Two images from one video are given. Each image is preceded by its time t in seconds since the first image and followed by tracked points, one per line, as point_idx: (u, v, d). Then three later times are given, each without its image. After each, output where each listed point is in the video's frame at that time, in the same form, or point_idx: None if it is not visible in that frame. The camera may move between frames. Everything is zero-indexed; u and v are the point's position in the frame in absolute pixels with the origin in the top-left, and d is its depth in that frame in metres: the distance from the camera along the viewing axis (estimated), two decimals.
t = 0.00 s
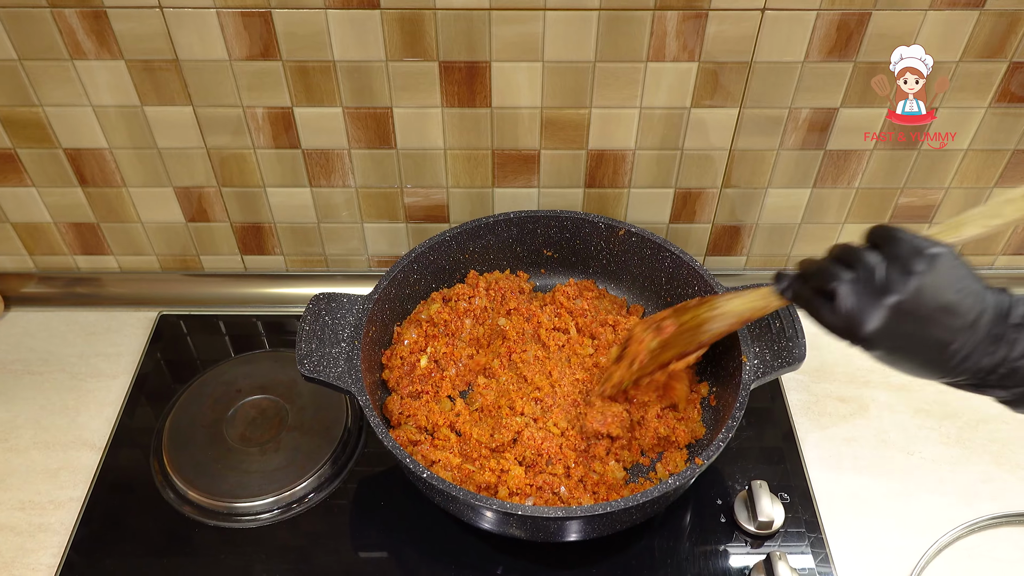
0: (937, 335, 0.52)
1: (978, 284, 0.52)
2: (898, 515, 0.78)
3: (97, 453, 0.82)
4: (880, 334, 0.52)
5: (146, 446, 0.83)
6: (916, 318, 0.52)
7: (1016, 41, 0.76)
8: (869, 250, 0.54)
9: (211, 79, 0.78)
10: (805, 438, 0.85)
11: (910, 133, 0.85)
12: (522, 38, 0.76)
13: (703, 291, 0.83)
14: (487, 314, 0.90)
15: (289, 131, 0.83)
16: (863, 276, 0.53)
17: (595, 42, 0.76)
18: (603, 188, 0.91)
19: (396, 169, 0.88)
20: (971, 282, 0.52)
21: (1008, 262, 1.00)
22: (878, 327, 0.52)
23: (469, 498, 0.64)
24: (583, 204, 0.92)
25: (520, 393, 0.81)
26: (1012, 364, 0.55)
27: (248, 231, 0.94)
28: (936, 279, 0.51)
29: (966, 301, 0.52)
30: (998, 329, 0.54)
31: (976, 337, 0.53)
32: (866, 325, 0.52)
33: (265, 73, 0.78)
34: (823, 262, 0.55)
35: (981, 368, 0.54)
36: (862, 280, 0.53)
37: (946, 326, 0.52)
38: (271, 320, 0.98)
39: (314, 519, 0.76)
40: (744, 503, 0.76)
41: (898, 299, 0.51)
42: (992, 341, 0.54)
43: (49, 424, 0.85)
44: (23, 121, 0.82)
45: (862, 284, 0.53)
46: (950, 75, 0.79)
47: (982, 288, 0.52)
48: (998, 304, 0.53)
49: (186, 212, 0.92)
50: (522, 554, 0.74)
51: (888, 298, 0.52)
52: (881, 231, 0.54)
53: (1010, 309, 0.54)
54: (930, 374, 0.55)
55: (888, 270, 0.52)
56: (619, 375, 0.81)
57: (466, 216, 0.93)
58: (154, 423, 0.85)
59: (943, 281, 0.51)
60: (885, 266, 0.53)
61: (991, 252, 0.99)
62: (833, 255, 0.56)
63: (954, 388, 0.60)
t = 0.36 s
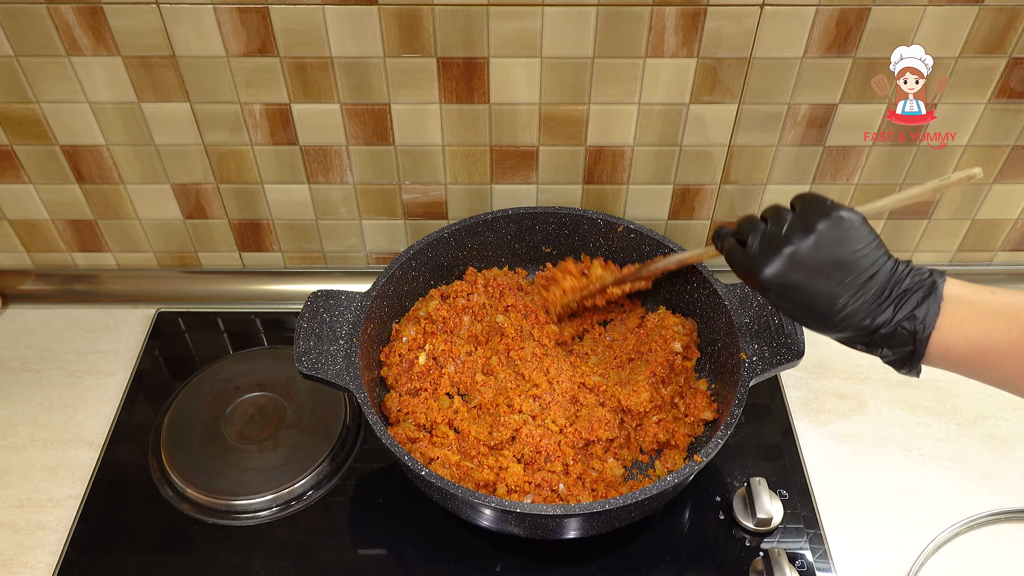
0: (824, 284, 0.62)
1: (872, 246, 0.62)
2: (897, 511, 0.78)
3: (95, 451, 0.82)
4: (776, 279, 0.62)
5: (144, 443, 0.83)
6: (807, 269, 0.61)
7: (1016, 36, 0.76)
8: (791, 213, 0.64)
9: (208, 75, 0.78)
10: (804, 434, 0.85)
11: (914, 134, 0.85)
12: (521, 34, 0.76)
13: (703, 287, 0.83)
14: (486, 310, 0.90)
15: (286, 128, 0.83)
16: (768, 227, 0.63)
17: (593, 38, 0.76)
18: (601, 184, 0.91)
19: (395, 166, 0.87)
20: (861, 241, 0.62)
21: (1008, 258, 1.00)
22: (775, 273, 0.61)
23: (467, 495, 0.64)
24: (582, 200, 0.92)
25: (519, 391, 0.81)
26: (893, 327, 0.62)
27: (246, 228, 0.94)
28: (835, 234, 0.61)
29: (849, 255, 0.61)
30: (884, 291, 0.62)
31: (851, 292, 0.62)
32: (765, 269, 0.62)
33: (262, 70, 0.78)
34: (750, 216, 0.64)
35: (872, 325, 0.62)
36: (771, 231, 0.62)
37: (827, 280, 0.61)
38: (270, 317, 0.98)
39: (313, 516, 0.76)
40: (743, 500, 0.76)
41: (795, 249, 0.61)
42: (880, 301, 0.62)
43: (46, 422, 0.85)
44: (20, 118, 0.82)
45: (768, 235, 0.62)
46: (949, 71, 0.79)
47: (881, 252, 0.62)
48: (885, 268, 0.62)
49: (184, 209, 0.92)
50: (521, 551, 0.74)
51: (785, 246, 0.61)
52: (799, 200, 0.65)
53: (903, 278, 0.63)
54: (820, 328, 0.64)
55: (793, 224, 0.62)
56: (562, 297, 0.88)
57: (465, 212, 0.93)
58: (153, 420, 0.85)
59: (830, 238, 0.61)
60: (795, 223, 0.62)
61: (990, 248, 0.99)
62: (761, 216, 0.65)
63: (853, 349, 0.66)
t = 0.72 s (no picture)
0: (728, 279, 0.64)
1: (770, 240, 0.64)
2: (901, 512, 0.78)
3: (99, 453, 0.82)
4: (683, 279, 0.65)
5: (148, 445, 0.83)
6: (710, 266, 0.65)
7: (1018, 36, 0.76)
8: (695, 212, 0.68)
9: (211, 78, 0.78)
10: (807, 435, 0.85)
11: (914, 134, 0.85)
12: (523, 36, 0.76)
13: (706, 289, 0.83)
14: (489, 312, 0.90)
15: (289, 130, 0.83)
16: (676, 229, 0.67)
17: (595, 40, 0.76)
18: (604, 186, 0.91)
19: (397, 168, 0.87)
20: (762, 236, 0.64)
21: (1010, 258, 1.00)
22: (682, 273, 0.65)
23: (471, 496, 0.64)
24: (584, 201, 0.92)
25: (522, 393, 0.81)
26: (796, 318, 0.63)
27: (249, 230, 0.94)
28: (736, 231, 0.65)
29: (750, 249, 0.64)
30: (789, 284, 0.63)
31: (755, 287, 0.64)
32: (673, 270, 0.66)
33: (265, 72, 0.78)
34: (658, 219, 0.69)
35: (786, 317, 0.63)
36: (676, 233, 0.67)
37: (733, 275, 0.64)
38: (273, 319, 0.98)
39: (317, 517, 0.76)
40: (746, 501, 0.76)
41: (697, 249, 0.65)
42: (788, 291, 0.63)
43: (50, 424, 0.85)
44: (23, 121, 0.82)
45: (675, 236, 0.66)
46: (951, 71, 0.79)
47: (784, 243, 0.64)
48: (785, 260, 0.64)
49: (186, 211, 0.92)
50: (525, 553, 0.74)
51: (689, 246, 0.65)
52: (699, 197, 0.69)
53: (804, 269, 0.64)
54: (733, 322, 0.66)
55: (695, 223, 0.66)
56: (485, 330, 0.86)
57: (468, 214, 0.93)
58: (157, 422, 0.85)
59: (727, 236, 0.65)
60: (696, 222, 0.66)
61: (993, 249, 0.98)
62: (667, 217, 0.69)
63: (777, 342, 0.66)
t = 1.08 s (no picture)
0: (739, 345, 0.59)
1: (778, 296, 0.59)
2: (892, 502, 0.78)
3: (90, 446, 0.82)
4: (695, 350, 0.60)
5: (139, 438, 0.82)
6: (724, 334, 0.59)
7: (1012, 25, 0.76)
8: (692, 274, 0.62)
9: (200, 69, 0.78)
10: (799, 426, 0.85)
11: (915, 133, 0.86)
12: (514, 25, 0.75)
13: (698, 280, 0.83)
14: (480, 304, 0.90)
15: (279, 120, 0.83)
16: (674, 298, 0.61)
17: (587, 30, 0.76)
18: (596, 177, 0.90)
19: (389, 159, 0.87)
20: (766, 293, 0.59)
21: (1002, 249, 1.00)
22: (691, 343, 0.60)
23: (463, 488, 0.64)
24: (577, 193, 0.92)
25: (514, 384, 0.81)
26: (811, 379, 0.59)
27: (240, 222, 0.94)
28: (742, 294, 0.59)
29: (754, 312, 0.59)
30: (800, 342, 0.59)
31: (770, 350, 0.59)
32: (682, 341, 0.60)
33: (255, 63, 0.77)
34: (651, 286, 0.62)
35: (803, 379, 0.59)
36: (680, 303, 0.61)
37: (749, 341, 0.59)
38: (265, 311, 0.97)
39: (308, 509, 0.76)
40: (738, 492, 0.76)
41: (705, 315, 0.59)
42: (801, 352, 0.59)
43: (40, 417, 0.85)
44: (10, 112, 0.81)
45: (676, 302, 0.61)
46: (945, 60, 0.79)
47: (789, 299, 0.60)
48: (796, 320, 0.59)
49: (177, 203, 0.91)
50: (516, 544, 0.74)
51: (696, 314, 0.60)
52: (695, 256, 0.63)
53: (814, 323, 0.59)
54: (749, 388, 0.61)
55: (700, 288, 0.61)
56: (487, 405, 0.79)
57: (460, 206, 0.93)
58: (148, 414, 0.85)
59: (735, 299, 0.59)
60: (698, 287, 0.61)
61: (985, 239, 0.99)
62: (659, 284, 0.64)
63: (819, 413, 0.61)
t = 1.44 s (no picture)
0: (923, 282, 0.61)
1: (969, 233, 0.63)
2: (891, 496, 0.78)
3: (89, 443, 0.82)
4: (867, 298, 0.61)
5: (138, 434, 0.82)
6: (894, 278, 0.61)
7: (1010, 20, 0.76)
8: (848, 223, 0.63)
9: (198, 65, 0.77)
10: (798, 421, 0.85)
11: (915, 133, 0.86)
12: (512, 20, 0.75)
13: (697, 276, 0.83)
14: (479, 299, 0.90)
15: (277, 116, 0.82)
16: (838, 248, 0.62)
17: (586, 25, 0.75)
18: (595, 172, 0.90)
19: (387, 155, 0.87)
20: (956, 228, 0.62)
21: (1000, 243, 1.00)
22: (864, 291, 0.60)
23: (463, 484, 0.64)
24: (576, 188, 0.92)
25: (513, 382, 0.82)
26: (1021, 314, 0.64)
27: (238, 218, 0.94)
28: (917, 226, 0.61)
29: (948, 246, 0.62)
30: (1008, 277, 0.63)
31: (987, 285, 0.63)
32: (854, 291, 0.60)
33: (253, 58, 0.77)
34: (812, 242, 0.63)
35: (1003, 315, 0.64)
36: (842, 252, 0.61)
37: (927, 280, 0.61)
38: (263, 307, 0.97)
39: (308, 505, 0.76)
40: (737, 487, 0.76)
41: (876, 259, 0.60)
42: (1007, 288, 0.64)
43: (39, 414, 0.85)
44: (7, 108, 0.81)
45: (839, 254, 0.61)
46: (943, 55, 0.79)
47: (961, 232, 0.62)
48: (998, 253, 0.64)
49: (174, 199, 0.91)
50: (516, 540, 0.74)
51: (864, 260, 0.60)
52: (853, 205, 0.64)
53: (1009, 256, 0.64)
54: (948, 329, 0.64)
55: (863, 234, 0.61)
56: (659, 416, 0.78)
57: (459, 201, 0.93)
58: (146, 411, 0.85)
59: (909, 239, 0.61)
60: (859, 232, 0.62)
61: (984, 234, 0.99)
62: (820, 236, 0.64)
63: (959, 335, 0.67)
